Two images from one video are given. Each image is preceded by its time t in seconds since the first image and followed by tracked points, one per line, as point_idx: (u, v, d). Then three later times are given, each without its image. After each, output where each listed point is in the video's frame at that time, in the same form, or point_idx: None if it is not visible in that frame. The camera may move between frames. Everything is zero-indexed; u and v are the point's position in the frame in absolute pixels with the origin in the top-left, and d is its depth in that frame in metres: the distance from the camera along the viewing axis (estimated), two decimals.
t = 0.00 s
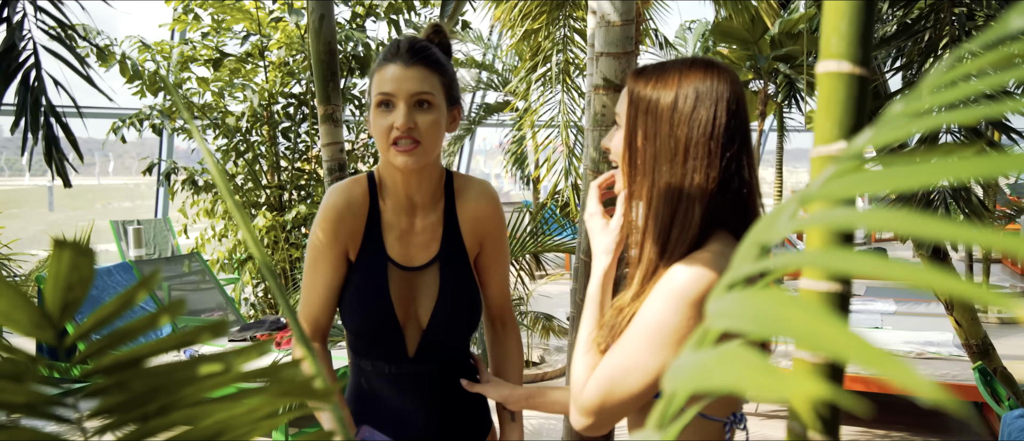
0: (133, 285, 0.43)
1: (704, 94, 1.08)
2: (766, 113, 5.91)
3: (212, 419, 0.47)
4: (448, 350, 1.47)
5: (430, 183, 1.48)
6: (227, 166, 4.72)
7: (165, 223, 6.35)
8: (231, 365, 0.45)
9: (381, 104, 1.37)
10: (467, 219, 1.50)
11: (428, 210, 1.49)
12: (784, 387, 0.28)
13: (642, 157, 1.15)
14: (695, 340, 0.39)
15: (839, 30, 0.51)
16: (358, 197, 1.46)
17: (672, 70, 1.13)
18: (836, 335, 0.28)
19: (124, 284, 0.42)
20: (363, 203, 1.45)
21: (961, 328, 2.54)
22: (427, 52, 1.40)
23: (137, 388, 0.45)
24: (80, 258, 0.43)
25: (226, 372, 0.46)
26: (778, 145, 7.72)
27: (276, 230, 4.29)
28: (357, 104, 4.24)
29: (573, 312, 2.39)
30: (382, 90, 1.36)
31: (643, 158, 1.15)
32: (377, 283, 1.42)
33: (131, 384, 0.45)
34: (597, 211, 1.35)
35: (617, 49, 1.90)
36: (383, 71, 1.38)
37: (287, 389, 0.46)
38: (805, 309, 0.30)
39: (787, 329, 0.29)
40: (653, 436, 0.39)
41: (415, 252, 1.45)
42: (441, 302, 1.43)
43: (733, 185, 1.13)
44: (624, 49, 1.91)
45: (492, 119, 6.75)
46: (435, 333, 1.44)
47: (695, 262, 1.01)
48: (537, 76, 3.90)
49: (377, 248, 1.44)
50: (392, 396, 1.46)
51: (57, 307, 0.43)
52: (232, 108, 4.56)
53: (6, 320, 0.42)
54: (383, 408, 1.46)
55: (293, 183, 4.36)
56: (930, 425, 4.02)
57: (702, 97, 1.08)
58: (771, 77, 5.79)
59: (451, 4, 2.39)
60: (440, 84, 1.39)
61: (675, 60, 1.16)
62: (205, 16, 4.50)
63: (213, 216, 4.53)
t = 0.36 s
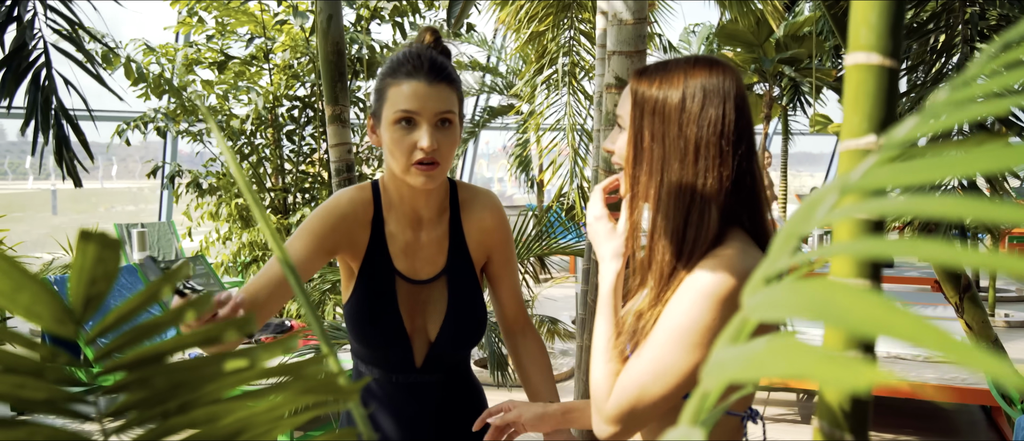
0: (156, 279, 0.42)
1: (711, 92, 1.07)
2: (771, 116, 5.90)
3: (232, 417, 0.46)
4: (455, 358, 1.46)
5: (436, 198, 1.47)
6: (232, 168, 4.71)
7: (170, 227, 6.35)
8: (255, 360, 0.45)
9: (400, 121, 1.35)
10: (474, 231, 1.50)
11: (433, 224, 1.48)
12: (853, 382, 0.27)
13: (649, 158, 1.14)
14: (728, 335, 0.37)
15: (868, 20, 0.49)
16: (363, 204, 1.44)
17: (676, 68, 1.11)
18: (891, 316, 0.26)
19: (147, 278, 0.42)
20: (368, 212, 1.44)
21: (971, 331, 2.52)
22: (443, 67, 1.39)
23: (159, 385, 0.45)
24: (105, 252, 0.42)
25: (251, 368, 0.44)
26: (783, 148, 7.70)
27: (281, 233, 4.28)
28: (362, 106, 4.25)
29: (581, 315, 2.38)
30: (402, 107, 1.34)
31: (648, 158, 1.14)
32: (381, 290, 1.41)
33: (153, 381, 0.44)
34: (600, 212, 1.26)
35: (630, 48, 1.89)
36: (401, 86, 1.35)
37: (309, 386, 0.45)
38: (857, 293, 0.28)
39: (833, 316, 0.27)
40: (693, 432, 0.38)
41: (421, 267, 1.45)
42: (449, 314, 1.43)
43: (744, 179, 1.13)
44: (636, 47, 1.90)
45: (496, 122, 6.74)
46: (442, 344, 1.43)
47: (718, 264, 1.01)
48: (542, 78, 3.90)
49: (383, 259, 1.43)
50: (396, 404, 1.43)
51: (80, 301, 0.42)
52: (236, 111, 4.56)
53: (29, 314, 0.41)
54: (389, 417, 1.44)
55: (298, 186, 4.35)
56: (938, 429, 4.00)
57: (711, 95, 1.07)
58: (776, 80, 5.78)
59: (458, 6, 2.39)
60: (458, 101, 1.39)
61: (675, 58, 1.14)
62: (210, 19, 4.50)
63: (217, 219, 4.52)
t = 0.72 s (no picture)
0: (183, 274, 0.41)
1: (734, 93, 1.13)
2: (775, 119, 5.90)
3: (253, 417, 0.45)
4: (474, 362, 1.44)
5: (465, 191, 1.46)
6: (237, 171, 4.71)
7: (174, 229, 6.35)
8: (280, 358, 0.44)
9: (440, 104, 1.36)
10: (501, 233, 1.50)
11: (459, 220, 1.47)
12: (900, 373, 0.25)
13: (677, 157, 1.18)
14: (760, 333, 0.35)
15: (899, 16, 0.48)
16: (387, 200, 1.41)
17: (701, 68, 1.16)
18: (954, 309, 0.25)
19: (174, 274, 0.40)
20: (393, 207, 1.41)
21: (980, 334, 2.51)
22: (480, 55, 1.42)
23: (182, 384, 0.44)
24: (130, 245, 0.41)
25: (275, 367, 0.44)
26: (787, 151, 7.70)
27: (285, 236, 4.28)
28: (366, 109, 4.27)
29: (591, 317, 2.38)
30: (440, 88, 1.36)
31: (675, 158, 1.18)
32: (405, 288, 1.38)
33: (174, 380, 0.43)
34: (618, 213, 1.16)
35: (643, 47, 1.88)
36: (439, 68, 1.38)
37: (332, 386, 0.44)
38: (909, 284, 0.27)
39: (882, 309, 0.26)
40: (729, 433, 0.36)
41: (448, 262, 1.43)
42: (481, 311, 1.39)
43: (767, 182, 1.18)
44: (649, 47, 1.89)
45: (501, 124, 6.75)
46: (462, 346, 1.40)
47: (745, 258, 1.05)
48: (548, 81, 3.90)
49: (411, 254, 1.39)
50: (416, 404, 1.43)
51: (102, 298, 0.41)
52: (241, 114, 4.56)
53: (52, 312, 0.40)
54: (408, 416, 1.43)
55: (302, 189, 4.36)
56: (945, 433, 3.98)
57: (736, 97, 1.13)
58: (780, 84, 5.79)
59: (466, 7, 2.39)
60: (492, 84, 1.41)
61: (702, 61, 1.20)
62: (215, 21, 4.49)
63: (222, 222, 4.52)
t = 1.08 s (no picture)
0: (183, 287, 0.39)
1: (784, 99, 1.12)
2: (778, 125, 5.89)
3: (256, 435, 0.43)
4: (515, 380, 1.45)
5: (516, 209, 1.46)
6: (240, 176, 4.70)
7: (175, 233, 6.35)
8: (287, 373, 0.43)
9: (489, 116, 1.35)
10: (547, 248, 1.53)
11: (512, 236, 1.48)
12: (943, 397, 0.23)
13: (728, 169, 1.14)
14: (783, 352, 0.34)
15: (927, 15, 0.44)
16: (429, 228, 1.39)
17: (747, 77, 1.14)
18: (1002, 328, 0.23)
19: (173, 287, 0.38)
20: (433, 236, 1.39)
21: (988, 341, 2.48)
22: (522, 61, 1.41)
23: (183, 399, 0.42)
24: (127, 254, 0.39)
25: (280, 382, 0.42)
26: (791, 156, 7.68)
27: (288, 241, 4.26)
28: (369, 114, 4.27)
29: (596, 324, 2.35)
30: (488, 100, 1.35)
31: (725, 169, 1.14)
32: (456, 310, 1.37)
33: (175, 396, 0.41)
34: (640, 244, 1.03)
35: (651, 51, 1.86)
36: (484, 79, 1.37)
37: (339, 401, 0.43)
38: (941, 296, 0.25)
39: (917, 325, 0.24)
40: None
41: (498, 283, 1.42)
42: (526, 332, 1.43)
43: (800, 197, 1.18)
44: (657, 51, 1.87)
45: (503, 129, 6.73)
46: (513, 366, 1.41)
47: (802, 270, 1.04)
48: (551, 85, 3.89)
49: (458, 277, 1.39)
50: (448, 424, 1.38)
51: (100, 310, 0.39)
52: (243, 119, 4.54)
53: (46, 326, 0.38)
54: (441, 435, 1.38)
55: (305, 193, 4.35)
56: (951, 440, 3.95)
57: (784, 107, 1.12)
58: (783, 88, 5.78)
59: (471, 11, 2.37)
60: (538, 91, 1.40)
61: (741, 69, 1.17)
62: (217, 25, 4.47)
63: (224, 226, 4.50)
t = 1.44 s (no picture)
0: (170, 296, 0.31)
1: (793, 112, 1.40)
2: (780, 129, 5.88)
3: None
4: (494, 394, 1.46)
5: (503, 217, 1.44)
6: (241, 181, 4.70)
7: (177, 238, 6.35)
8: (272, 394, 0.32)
9: (460, 117, 1.36)
10: (542, 267, 1.51)
11: (501, 243, 1.48)
12: None
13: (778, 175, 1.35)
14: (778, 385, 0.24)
15: (940, 18, 0.36)
16: (415, 231, 1.42)
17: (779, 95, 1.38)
18: (1012, 353, 0.16)
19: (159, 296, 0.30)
20: (418, 241, 1.41)
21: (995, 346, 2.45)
22: (510, 60, 1.40)
23: (162, 422, 0.31)
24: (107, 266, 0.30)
25: (266, 404, 0.32)
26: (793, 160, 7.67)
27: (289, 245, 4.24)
28: (370, 118, 4.27)
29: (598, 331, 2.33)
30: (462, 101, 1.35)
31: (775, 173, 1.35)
32: (436, 319, 1.39)
33: (154, 417, 0.31)
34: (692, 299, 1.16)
35: (653, 55, 1.83)
36: (468, 80, 1.37)
37: (327, 421, 0.32)
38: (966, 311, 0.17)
39: (925, 341, 0.16)
40: None
41: (483, 294, 1.43)
42: (507, 346, 1.42)
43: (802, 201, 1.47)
44: (660, 55, 1.85)
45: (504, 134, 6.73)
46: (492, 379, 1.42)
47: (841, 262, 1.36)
48: (553, 89, 3.89)
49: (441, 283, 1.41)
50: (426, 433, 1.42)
51: (74, 328, 0.30)
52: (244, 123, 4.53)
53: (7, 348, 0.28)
54: None
55: (306, 198, 4.34)
56: None
57: (792, 105, 1.39)
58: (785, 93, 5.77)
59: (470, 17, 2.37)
60: (523, 98, 1.37)
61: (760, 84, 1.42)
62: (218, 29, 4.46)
63: (225, 231, 4.49)
